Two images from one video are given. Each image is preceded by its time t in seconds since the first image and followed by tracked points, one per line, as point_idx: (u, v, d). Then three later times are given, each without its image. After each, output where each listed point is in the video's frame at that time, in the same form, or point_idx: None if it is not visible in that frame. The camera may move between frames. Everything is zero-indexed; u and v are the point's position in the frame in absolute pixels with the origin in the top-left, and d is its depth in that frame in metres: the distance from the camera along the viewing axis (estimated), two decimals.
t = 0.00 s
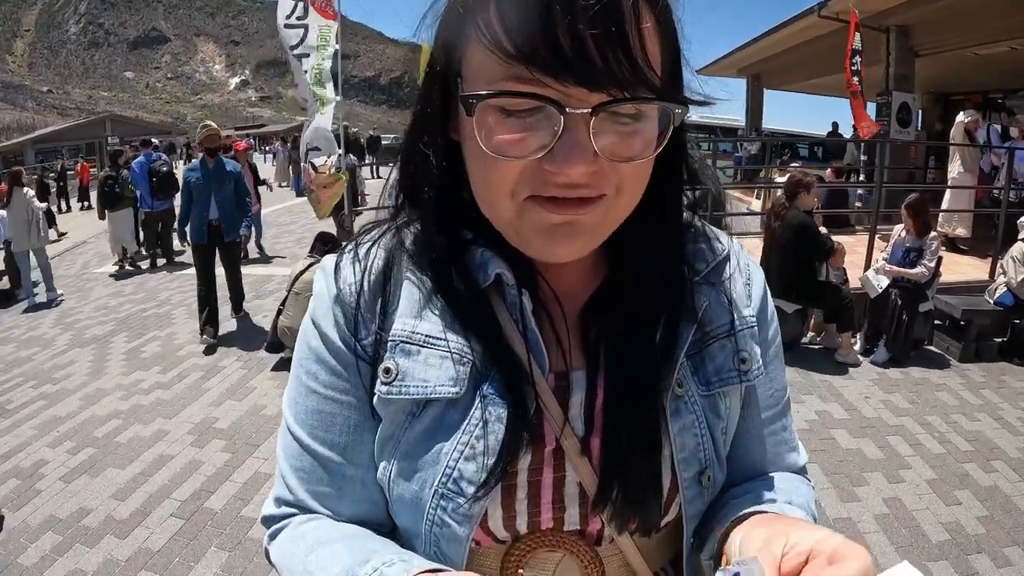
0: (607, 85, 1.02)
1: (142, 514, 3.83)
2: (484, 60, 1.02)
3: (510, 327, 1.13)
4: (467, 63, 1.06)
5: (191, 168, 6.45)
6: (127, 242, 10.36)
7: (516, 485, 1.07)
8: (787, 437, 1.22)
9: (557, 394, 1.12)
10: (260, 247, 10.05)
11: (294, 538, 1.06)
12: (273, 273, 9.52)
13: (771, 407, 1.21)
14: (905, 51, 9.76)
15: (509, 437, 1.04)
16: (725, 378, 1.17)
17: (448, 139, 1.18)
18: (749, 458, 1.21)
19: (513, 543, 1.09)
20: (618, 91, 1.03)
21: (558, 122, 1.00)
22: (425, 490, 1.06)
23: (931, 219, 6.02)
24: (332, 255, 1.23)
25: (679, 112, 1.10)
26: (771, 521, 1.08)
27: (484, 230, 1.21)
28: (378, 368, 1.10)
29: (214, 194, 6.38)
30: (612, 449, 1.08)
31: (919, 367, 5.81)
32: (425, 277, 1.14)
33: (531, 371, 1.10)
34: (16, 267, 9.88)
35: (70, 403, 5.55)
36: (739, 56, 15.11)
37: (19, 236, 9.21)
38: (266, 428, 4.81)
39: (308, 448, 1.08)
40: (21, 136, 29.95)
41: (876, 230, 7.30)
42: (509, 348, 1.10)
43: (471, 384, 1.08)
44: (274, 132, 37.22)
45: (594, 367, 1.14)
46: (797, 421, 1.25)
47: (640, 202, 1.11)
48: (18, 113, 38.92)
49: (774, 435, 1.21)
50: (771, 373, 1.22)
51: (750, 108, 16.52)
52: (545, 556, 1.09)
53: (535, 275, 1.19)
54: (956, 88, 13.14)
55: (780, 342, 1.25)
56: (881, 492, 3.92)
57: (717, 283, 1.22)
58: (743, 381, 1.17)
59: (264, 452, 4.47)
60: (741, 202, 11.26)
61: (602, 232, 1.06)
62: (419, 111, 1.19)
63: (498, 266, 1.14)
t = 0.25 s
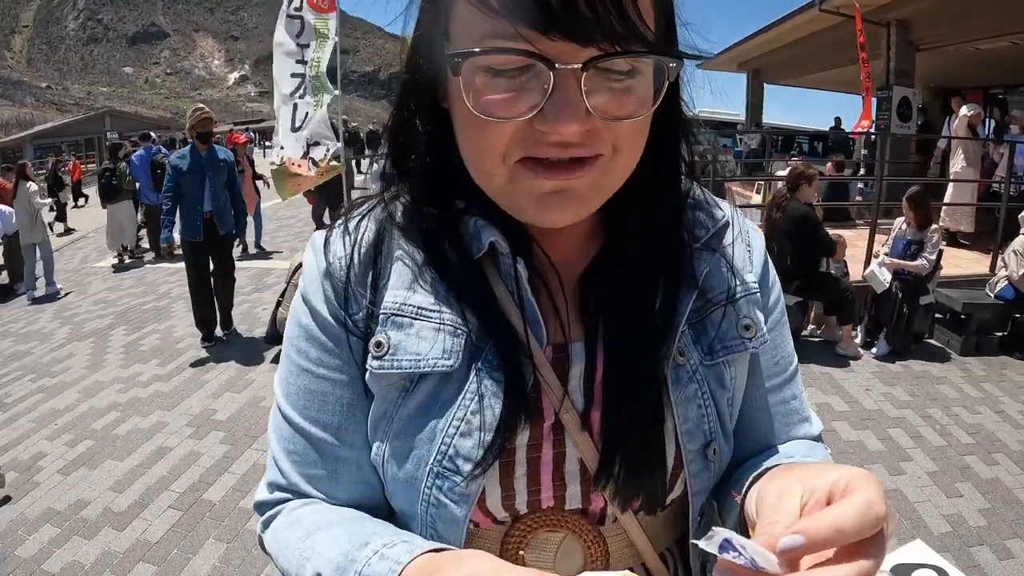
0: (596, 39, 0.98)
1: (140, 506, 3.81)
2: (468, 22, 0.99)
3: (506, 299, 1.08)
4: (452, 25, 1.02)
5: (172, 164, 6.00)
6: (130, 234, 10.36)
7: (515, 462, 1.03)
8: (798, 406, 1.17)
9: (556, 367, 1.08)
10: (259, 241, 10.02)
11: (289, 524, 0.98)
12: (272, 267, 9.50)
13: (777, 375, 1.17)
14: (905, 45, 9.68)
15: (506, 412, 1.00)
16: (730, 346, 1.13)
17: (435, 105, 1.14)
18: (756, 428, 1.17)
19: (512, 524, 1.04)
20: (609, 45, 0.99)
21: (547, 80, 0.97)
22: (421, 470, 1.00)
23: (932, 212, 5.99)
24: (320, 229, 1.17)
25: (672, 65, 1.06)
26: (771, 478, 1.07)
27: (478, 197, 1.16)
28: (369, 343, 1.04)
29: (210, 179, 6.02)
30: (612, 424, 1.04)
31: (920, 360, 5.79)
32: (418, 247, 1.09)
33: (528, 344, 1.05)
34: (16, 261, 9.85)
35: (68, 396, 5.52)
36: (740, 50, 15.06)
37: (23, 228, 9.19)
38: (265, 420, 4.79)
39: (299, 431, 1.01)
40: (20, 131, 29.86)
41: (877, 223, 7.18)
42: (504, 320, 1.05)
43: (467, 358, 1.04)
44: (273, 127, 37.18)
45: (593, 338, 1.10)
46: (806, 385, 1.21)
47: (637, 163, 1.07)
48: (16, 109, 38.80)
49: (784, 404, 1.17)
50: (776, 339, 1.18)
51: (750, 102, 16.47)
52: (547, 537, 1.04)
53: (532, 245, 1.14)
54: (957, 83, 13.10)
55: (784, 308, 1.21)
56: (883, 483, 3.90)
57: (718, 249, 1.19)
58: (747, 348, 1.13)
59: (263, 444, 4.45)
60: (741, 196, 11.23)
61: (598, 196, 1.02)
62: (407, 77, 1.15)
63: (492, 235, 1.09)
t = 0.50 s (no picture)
0: (580, 14, 0.95)
1: (138, 500, 3.80)
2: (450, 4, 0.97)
3: (498, 284, 1.05)
4: (438, 7, 1.00)
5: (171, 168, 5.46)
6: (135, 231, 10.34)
7: (508, 449, 0.99)
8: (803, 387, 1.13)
9: (549, 350, 1.05)
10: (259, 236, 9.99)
11: (283, 515, 0.96)
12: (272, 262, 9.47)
13: (776, 355, 1.13)
14: (906, 40, 9.61)
15: (497, 397, 0.97)
16: (727, 327, 1.10)
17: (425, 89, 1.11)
18: (756, 410, 1.13)
19: (507, 514, 1.02)
20: (593, 20, 0.96)
21: (533, 57, 0.94)
22: (413, 458, 0.98)
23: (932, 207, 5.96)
24: (311, 218, 1.15)
25: (663, 39, 1.02)
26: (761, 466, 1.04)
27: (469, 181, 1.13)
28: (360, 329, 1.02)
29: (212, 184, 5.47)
30: (606, 410, 1.01)
31: (920, 355, 5.77)
32: (407, 231, 1.06)
33: (520, 328, 1.02)
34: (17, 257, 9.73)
35: (67, 391, 5.51)
36: (740, 45, 15.01)
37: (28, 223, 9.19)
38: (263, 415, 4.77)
39: (291, 421, 0.99)
40: (19, 128, 29.77)
41: (877, 219, 7.17)
42: (496, 304, 1.02)
43: (458, 343, 1.01)
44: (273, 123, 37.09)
45: (587, 321, 1.07)
46: (810, 365, 1.16)
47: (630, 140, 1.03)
48: (15, 106, 38.69)
49: (787, 385, 1.12)
50: (776, 320, 1.14)
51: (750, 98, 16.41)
52: (543, 526, 1.02)
53: (524, 228, 1.11)
54: (958, 79, 13.04)
55: (783, 288, 1.17)
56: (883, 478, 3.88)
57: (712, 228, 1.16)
58: (747, 329, 1.09)
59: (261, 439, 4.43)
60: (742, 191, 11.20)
61: (589, 173, 0.99)
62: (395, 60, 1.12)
63: (483, 218, 1.06)
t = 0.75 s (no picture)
0: (562, 11, 0.92)
1: (138, 496, 3.81)
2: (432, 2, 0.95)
3: (490, 279, 1.04)
4: (422, 7, 0.98)
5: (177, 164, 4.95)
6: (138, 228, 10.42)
7: (501, 445, 0.98)
8: (800, 379, 1.09)
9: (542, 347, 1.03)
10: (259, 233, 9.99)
11: (282, 512, 0.97)
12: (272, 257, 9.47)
13: (773, 347, 1.10)
14: (907, 36, 9.60)
15: (489, 394, 0.97)
16: (722, 321, 1.07)
17: (411, 86, 1.08)
18: (750, 404, 1.11)
19: (502, 509, 1.01)
20: (571, 18, 0.92)
21: (514, 56, 0.91)
22: (407, 455, 0.98)
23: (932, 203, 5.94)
24: (307, 216, 1.15)
25: (647, 34, 0.98)
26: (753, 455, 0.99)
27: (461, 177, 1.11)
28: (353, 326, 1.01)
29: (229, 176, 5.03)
30: (599, 406, 0.99)
31: (919, 352, 5.78)
32: (399, 229, 1.05)
33: (513, 324, 1.01)
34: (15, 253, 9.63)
35: (67, 388, 5.51)
36: (740, 41, 14.97)
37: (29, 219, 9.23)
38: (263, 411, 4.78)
39: (289, 419, 0.99)
40: (18, 124, 29.70)
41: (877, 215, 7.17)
42: (488, 300, 1.01)
43: (451, 339, 1.01)
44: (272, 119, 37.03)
45: (579, 317, 1.05)
46: (808, 357, 1.13)
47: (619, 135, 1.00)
48: (14, 102, 38.62)
49: (783, 377, 1.09)
50: (770, 312, 1.11)
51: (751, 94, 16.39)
52: (538, 522, 1.01)
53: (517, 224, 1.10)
54: (958, 76, 13.03)
55: (778, 280, 1.14)
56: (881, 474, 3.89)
57: (706, 220, 1.13)
58: (741, 323, 1.07)
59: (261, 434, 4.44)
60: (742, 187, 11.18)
61: (579, 167, 0.95)
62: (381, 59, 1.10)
63: (475, 214, 1.05)
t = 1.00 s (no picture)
0: (548, 12, 0.92)
1: (139, 493, 3.81)
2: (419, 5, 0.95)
3: (486, 278, 1.04)
4: (411, 9, 0.97)
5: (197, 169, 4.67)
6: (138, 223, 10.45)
7: (498, 443, 0.99)
8: (796, 374, 1.09)
9: (538, 345, 1.03)
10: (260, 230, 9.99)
11: (282, 510, 0.97)
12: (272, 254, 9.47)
13: (769, 342, 1.10)
14: (907, 34, 9.59)
15: (485, 392, 0.97)
16: (717, 318, 1.07)
17: (400, 87, 1.08)
18: (747, 400, 1.10)
19: (501, 506, 1.01)
20: (559, 18, 0.93)
21: (502, 57, 0.91)
22: (404, 453, 0.98)
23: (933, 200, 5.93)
24: (304, 215, 1.15)
25: (636, 31, 0.98)
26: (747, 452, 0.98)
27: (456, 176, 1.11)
28: (351, 325, 1.02)
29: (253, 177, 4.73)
30: (594, 405, 0.99)
31: (919, 349, 5.78)
32: (395, 229, 1.05)
33: (509, 323, 1.01)
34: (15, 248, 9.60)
35: (67, 385, 5.52)
36: (741, 38, 14.96)
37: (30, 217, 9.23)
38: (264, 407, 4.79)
39: (288, 419, 1.00)
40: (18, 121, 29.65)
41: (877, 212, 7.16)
42: (483, 299, 1.01)
43: (448, 338, 1.01)
44: (272, 116, 36.98)
45: (575, 315, 1.05)
46: (805, 352, 1.12)
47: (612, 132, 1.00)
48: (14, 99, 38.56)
49: (780, 372, 1.09)
50: (766, 307, 1.11)
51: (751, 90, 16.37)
52: (536, 518, 1.01)
53: (512, 223, 1.09)
54: (959, 73, 13.02)
55: (774, 275, 1.14)
56: (880, 472, 3.90)
57: (701, 216, 1.13)
58: (736, 319, 1.07)
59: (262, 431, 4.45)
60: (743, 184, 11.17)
61: (570, 165, 0.95)
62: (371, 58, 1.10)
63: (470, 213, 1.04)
